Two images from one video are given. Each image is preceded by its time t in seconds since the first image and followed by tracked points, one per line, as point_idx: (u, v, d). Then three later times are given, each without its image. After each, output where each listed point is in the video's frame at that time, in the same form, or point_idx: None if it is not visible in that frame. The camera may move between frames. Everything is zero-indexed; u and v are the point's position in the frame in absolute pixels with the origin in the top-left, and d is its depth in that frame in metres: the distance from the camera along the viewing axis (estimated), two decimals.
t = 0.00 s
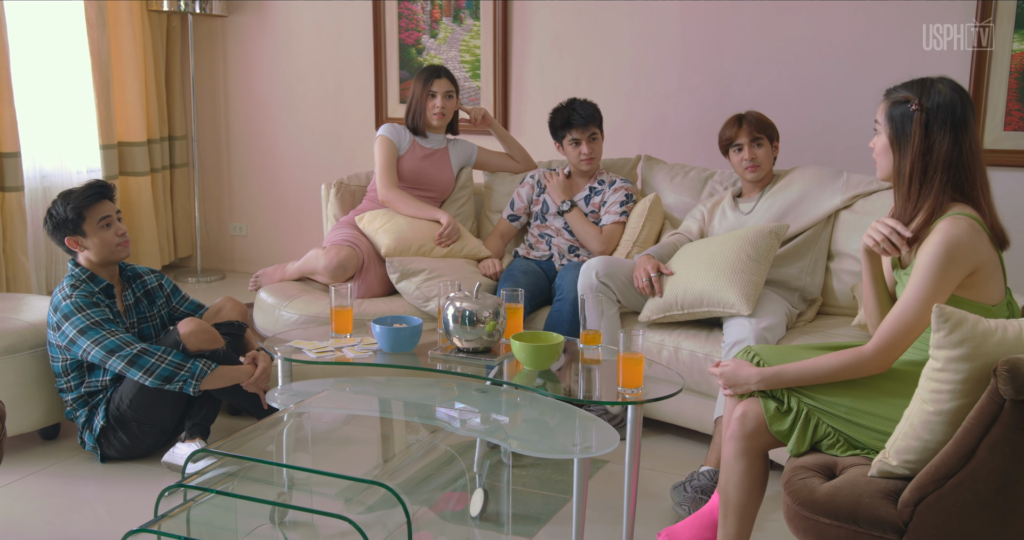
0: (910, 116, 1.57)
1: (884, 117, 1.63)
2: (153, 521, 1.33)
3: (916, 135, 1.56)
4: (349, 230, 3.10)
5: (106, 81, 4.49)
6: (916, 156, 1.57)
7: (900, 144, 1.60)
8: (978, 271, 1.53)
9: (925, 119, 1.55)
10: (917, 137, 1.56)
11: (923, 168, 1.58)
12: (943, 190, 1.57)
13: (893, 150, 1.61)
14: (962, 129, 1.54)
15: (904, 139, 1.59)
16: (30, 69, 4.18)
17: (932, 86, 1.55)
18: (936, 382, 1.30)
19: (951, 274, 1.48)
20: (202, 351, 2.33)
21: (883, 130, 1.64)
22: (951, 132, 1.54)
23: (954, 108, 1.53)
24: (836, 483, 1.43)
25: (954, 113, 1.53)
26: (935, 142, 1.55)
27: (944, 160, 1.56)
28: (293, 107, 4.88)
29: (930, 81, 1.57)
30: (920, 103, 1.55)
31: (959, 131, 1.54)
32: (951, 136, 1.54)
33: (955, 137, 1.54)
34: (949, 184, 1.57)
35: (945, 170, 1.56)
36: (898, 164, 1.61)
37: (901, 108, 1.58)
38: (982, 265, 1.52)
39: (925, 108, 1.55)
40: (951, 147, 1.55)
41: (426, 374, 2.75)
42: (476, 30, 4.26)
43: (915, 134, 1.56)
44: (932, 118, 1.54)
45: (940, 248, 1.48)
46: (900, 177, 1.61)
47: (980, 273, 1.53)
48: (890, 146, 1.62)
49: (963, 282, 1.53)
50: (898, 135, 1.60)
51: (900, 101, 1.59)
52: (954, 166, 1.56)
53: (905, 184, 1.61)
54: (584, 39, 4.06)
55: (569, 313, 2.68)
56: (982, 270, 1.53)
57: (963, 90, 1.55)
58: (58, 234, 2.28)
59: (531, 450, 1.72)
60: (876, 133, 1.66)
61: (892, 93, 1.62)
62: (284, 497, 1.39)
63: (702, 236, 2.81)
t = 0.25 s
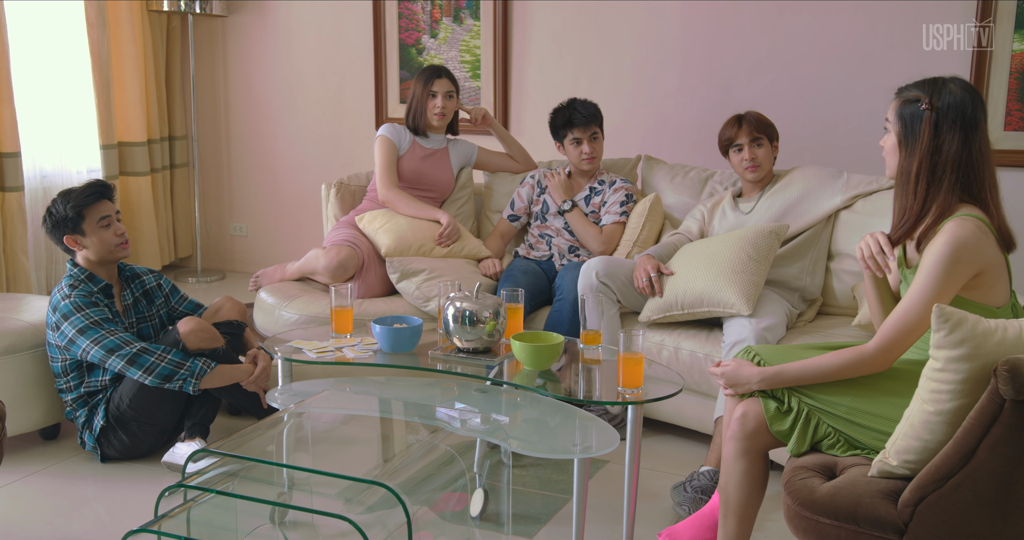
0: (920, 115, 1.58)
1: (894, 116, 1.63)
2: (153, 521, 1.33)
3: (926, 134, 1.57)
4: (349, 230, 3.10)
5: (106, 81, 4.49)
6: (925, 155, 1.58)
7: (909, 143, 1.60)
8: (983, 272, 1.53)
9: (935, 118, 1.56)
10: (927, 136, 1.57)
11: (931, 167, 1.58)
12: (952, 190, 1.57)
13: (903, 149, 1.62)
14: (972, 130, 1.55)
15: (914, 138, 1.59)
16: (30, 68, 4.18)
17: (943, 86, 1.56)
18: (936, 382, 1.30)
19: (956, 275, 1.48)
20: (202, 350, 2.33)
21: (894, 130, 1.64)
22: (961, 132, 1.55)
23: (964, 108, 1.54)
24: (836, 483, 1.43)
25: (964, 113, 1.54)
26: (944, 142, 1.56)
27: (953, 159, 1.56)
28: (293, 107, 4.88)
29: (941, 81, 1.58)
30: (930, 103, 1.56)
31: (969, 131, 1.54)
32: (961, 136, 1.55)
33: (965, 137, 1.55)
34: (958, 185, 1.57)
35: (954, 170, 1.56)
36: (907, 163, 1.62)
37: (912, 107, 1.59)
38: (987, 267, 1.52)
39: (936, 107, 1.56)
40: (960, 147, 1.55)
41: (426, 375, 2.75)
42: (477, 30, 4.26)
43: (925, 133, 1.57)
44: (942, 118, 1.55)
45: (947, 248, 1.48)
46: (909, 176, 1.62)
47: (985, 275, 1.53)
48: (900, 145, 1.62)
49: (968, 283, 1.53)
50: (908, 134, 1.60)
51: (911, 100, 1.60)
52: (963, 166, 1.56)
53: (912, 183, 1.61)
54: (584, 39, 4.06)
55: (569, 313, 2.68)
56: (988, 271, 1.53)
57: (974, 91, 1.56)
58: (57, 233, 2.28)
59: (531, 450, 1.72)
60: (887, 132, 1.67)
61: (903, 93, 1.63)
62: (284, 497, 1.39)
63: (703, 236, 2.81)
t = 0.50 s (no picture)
0: (938, 114, 1.56)
1: (909, 116, 1.62)
2: (154, 521, 1.33)
3: (945, 134, 1.55)
4: (350, 230, 3.10)
5: (107, 81, 4.49)
6: (945, 155, 1.56)
7: (927, 143, 1.59)
8: (992, 275, 1.53)
9: (954, 117, 1.54)
10: (946, 136, 1.55)
11: (950, 167, 1.57)
12: (970, 190, 1.57)
13: (920, 149, 1.60)
14: (990, 129, 1.54)
15: (932, 138, 1.58)
16: (31, 69, 4.18)
17: (960, 85, 1.55)
18: (936, 382, 1.30)
19: (965, 276, 1.50)
20: (203, 351, 2.33)
21: (908, 129, 1.62)
22: (979, 132, 1.54)
23: (982, 107, 1.53)
24: (837, 483, 1.43)
25: (982, 112, 1.53)
26: (964, 142, 1.55)
27: (972, 159, 1.55)
28: (294, 107, 4.89)
29: (956, 80, 1.57)
30: (949, 102, 1.55)
31: (987, 130, 1.54)
32: (980, 135, 1.54)
33: (983, 137, 1.54)
34: (975, 185, 1.56)
35: (972, 170, 1.56)
36: (924, 163, 1.60)
37: (929, 107, 1.57)
38: (996, 270, 1.53)
39: (954, 107, 1.54)
40: (979, 147, 1.54)
41: (427, 375, 2.75)
42: (477, 30, 4.26)
43: (944, 133, 1.55)
44: (961, 117, 1.54)
45: (958, 249, 1.50)
46: (926, 176, 1.60)
47: (994, 278, 1.54)
48: (917, 145, 1.60)
49: (976, 285, 1.54)
50: (925, 133, 1.59)
51: (927, 99, 1.58)
52: (981, 166, 1.56)
53: (931, 183, 1.59)
54: (585, 38, 4.06)
55: (570, 313, 2.68)
56: (996, 275, 1.54)
57: (989, 91, 1.56)
58: (60, 232, 2.28)
59: (532, 450, 1.72)
60: (900, 132, 1.65)
61: (917, 92, 1.61)
62: (284, 497, 1.39)
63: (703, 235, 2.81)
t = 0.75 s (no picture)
0: (958, 114, 1.56)
1: (922, 117, 1.60)
2: (155, 520, 1.33)
3: (967, 133, 1.55)
4: (350, 230, 3.10)
5: (109, 82, 4.47)
6: (969, 155, 1.56)
7: (946, 144, 1.58)
8: (996, 275, 1.54)
9: (974, 116, 1.55)
10: (968, 135, 1.55)
11: (973, 166, 1.57)
12: (986, 188, 1.58)
13: (939, 150, 1.59)
14: (1001, 127, 1.57)
15: (952, 138, 1.57)
16: (32, 69, 4.18)
17: (971, 84, 1.56)
18: (937, 382, 1.29)
19: (970, 275, 1.50)
20: (205, 351, 2.33)
21: (921, 131, 1.60)
22: (995, 129, 1.56)
23: (993, 106, 1.56)
24: (838, 483, 1.42)
25: (996, 109, 1.56)
26: (984, 140, 1.56)
27: (991, 157, 1.57)
28: (295, 107, 4.89)
29: (965, 80, 1.58)
30: (967, 101, 1.55)
31: (1000, 128, 1.57)
32: (996, 133, 1.56)
33: (998, 134, 1.57)
34: (991, 182, 1.59)
35: (991, 168, 1.58)
36: (945, 163, 1.59)
37: (946, 107, 1.56)
38: (1001, 269, 1.54)
39: (973, 106, 1.55)
40: (995, 145, 1.57)
41: (428, 375, 2.75)
42: (478, 30, 4.26)
43: (967, 133, 1.55)
44: (979, 116, 1.55)
45: (963, 247, 1.50)
46: (947, 176, 1.60)
47: (999, 278, 1.54)
48: (935, 146, 1.59)
49: (981, 284, 1.54)
50: (944, 134, 1.58)
51: (944, 100, 1.57)
52: (996, 164, 1.58)
53: (954, 183, 1.59)
54: (586, 38, 4.06)
55: (570, 313, 2.68)
56: (1001, 274, 1.54)
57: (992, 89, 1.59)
58: (66, 229, 2.29)
59: (532, 450, 1.72)
60: (910, 134, 1.62)
61: (927, 92, 1.60)
62: (285, 497, 1.39)
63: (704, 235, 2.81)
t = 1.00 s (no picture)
0: (964, 112, 1.56)
1: (928, 116, 1.59)
2: (155, 520, 1.33)
3: (974, 130, 1.55)
4: (351, 230, 3.10)
5: (109, 81, 4.46)
6: (976, 151, 1.56)
7: (951, 142, 1.58)
8: (997, 274, 1.54)
9: (979, 114, 1.56)
10: (975, 132, 1.56)
11: (979, 163, 1.57)
12: (991, 186, 1.59)
13: (946, 148, 1.59)
14: (1003, 125, 1.58)
15: (958, 136, 1.57)
16: (33, 69, 4.18)
17: (972, 83, 1.58)
18: (938, 382, 1.29)
19: (971, 273, 1.50)
20: (207, 352, 2.33)
21: (927, 130, 1.60)
22: (998, 127, 1.57)
23: (995, 104, 1.57)
24: (838, 483, 1.42)
25: (997, 107, 1.57)
26: (990, 137, 1.56)
27: (996, 154, 1.58)
28: (295, 106, 4.89)
29: (964, 80, 1.59)
30: (971, 99, 1.56)
31: (1002, 125, 1.58)
32: (999, 130, 1.57)
33: (1000, 131, 1.58)
34: (995, 180, 1.59)
35: (995, 165, 1.58)
36: (951, 162, 1.59)
37: (952, 105, 1.57)
38: (1002, 268, 1.54)
39: (977, 103, 1.56)
40: (999, 142, 1.58)
41: (428, 374, 2.75)
42: (478, 30, 4.26)
43: (974, 130, 1.55)
44: (984, 114, 1.56)
45: (964, 245, 1.50)
46: (954, 175, 1.59)
47: (999, 276, 1.54)
48: (942, 144, 1.59)
49: (981, 283, 1.54)
50: (949, 133, 1.58)
51: (949, 98, 1.57)
52: (1001, 161, 1.59)
53: (961, 181, 1.58)
54: (587, 38, 4.06)
55: (570, 313, 2.68)
56: (1001, 273, 1.54)
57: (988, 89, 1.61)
58: (76, 227, 2.29)
59: (533, 450, 1.71)
60: (915, 134, 1.62)
61: (928, 92, 1.60)
62: (285, 497, 1.39)
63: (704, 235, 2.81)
